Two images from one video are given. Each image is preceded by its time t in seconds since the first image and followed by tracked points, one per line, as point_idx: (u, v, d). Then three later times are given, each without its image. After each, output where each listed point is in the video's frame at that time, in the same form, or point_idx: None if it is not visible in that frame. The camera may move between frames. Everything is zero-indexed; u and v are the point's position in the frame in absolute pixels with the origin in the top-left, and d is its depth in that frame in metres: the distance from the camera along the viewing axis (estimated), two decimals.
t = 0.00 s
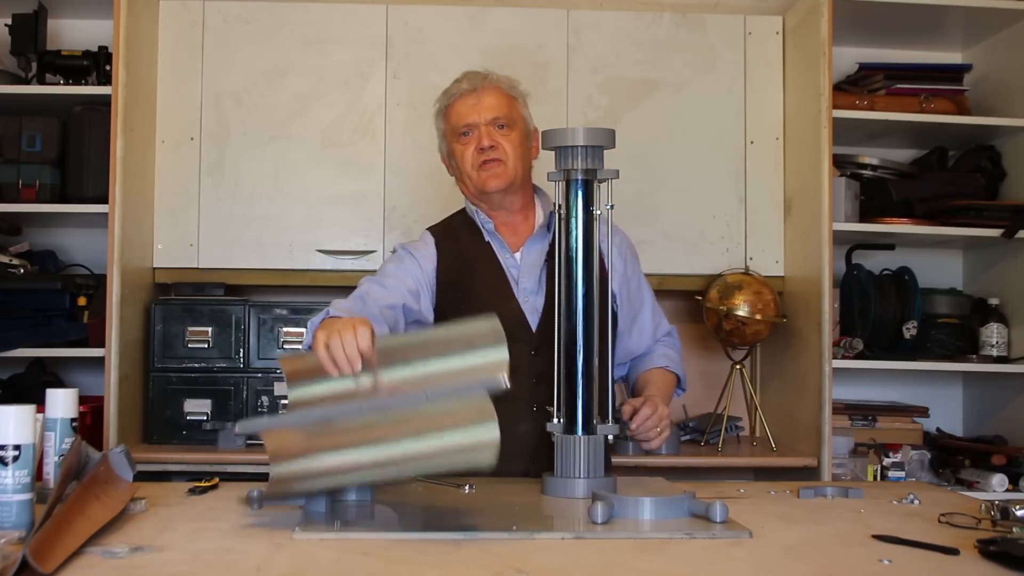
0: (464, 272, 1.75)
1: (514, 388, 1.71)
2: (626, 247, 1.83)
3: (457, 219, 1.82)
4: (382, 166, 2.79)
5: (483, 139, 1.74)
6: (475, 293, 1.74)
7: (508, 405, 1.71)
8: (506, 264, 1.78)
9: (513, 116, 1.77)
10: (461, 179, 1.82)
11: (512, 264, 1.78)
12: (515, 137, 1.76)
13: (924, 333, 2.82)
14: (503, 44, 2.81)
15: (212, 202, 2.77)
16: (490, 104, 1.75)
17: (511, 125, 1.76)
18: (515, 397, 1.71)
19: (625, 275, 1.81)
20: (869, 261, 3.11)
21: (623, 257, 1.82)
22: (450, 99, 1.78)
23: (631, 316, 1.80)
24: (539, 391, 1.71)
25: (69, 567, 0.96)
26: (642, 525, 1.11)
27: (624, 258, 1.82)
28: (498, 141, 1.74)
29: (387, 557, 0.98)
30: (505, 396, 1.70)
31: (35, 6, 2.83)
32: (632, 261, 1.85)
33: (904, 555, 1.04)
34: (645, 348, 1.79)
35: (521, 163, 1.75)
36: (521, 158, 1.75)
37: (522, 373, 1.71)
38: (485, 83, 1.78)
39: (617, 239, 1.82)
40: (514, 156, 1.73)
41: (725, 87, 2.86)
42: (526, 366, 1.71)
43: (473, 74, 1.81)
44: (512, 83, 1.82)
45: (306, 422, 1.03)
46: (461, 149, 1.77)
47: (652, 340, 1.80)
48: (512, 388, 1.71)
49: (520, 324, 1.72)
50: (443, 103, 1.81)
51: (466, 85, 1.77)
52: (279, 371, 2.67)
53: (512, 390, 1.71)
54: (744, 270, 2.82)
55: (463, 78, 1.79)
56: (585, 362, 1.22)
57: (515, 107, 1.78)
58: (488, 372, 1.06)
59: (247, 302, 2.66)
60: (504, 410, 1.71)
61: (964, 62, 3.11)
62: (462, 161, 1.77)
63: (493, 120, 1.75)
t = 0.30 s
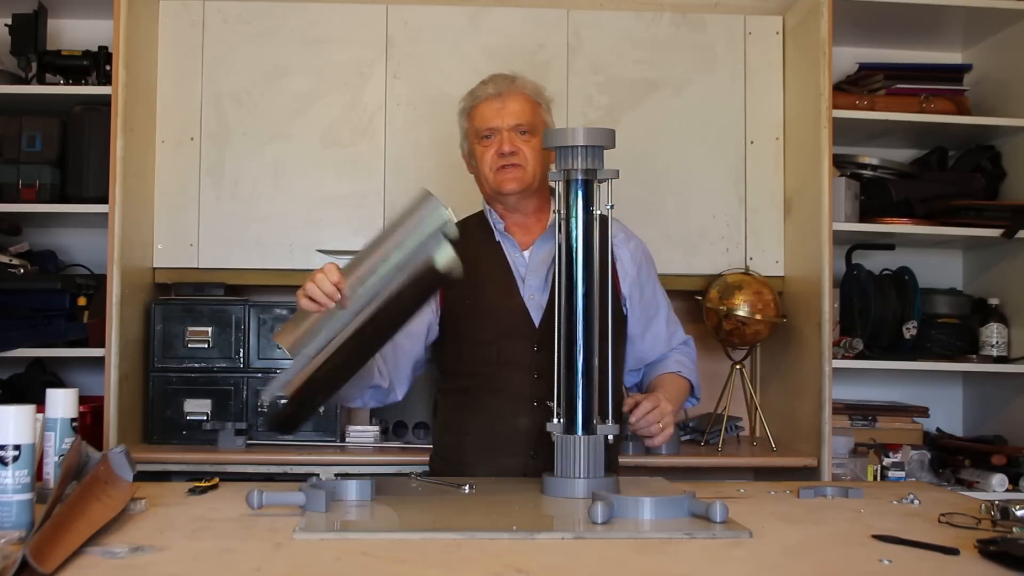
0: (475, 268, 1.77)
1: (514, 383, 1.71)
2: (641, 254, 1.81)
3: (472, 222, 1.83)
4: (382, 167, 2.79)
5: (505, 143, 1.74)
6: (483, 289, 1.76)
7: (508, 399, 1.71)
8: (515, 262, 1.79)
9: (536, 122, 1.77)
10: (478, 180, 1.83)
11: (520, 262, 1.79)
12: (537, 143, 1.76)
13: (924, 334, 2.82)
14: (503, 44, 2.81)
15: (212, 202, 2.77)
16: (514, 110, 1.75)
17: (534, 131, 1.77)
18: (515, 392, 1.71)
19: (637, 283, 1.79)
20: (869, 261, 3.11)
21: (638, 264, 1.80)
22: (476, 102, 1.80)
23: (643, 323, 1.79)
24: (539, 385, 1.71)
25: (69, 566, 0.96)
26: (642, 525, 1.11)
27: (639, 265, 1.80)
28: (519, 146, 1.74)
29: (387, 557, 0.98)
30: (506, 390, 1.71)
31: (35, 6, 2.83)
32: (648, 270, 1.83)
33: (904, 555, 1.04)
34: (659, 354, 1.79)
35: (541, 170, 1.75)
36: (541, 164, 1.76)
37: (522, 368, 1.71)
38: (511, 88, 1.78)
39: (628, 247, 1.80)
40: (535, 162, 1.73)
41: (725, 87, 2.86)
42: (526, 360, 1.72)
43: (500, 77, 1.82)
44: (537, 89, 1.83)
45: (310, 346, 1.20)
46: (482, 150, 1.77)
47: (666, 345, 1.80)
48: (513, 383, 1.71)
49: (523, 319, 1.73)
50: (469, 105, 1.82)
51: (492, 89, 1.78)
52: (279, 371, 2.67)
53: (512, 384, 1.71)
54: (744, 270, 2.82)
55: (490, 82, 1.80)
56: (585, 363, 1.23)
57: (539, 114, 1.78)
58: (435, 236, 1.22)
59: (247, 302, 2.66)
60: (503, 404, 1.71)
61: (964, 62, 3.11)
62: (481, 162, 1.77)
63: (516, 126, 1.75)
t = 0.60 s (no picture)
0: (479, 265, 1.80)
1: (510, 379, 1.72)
2: (650, 257, 1.80)
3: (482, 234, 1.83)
4: (382, 166, 2.79)
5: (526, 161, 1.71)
6: (483, 285, 1.78)
7: (503, 394, 1.72)
8: (516, 262, 1.80)
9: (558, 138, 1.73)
10: (494, 185, 1.81)
11: (521, 261, 1.81)
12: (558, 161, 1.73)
13: (924, 333, 2.82)
14: (503, 44, 2.81)
15: (212, 202, 2.77)
16: (538, 126, 1.71)
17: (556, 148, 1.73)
18: (509, 387, 1.72)
19: (644, 285, 1.78)
20: (869, 261, 3.11)
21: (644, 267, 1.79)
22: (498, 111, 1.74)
23: (651, 328, 1.77)
24: (531, 379, 1.71)
25: (69, 567, 0.96)
26: (642, 525, 1.11)
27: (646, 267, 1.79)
28: (540, 165, 1.71)
29: (387, 556, 0.98)
30: (501, 384, 1.72)
31: (35, 6, 2.83)
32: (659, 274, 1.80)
33: (904, 555, 1.04)
34: (668, 360, 1.74)
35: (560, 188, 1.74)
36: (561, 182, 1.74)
37: (516, 364, 1.72)
38: (535, 103, 1.73)
39: (636, 249, 1.79)
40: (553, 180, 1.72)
41: (725, 86, 2.86)
42: (521, 355, 1.72)
43: (523, 83, 1.76)
44: (558, 97, 1.78)
45: (358, 345, 1.42)
46: (504, 164, 1.75)
47: (677, 351, 1.75)
48: (508, 378, 1.72)
49: (519, 315, 1.74)
50: (490, 111, 1.77)
51: (517, 101, 1.73)
52: (279, 371, 2.67)
53: (505, 377, 1.72)
54: (744, 270, 2.82)
55: (513, 92, 1.75)
56: (586, 364, 1.23)
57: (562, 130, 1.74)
58: (432, 217, 1.42)
59: (247, 302, 2.66)
60: (500, 399, 1.72)
61: (963, 62, 3.11)
62: (502, 176, 1.75)
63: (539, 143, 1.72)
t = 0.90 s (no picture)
0: (483, 265, 1.81)
1: (510, 378, 1.72)
2: (655, 259, 1.78)
3: (488, 237, 1.85)
4: (382, 166, 2.79)
5: (534, 168, 1.71)
6: (486, 286, 1.79)
7: (503, 393, 1.72)
8: (519, 263, 1.81)
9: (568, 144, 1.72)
10: (501, 188, 1.81)
11: (524, 262, 1.81)
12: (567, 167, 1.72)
13: (924, 333, 2.82)
14: (503, 44, 2.81)
15: (212, 202, 2.77)
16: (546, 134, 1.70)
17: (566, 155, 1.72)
18: (508, 386, 1.72)
19: (646, 287, 1.76)
20: (869, 261, 3.11)
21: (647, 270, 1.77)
22: (506, 117, 1.73)
23: (654, 328, 1.75)
24: (532, 378, 1.71)
25: (69, 567, 0.96)
26: (642, 525, 1.11)
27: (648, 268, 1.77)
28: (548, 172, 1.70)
29: (386, 555, 0.98)
30: (500, 383, 1.72)
31: (35, 6, 2.83)
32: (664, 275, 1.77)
33: (904, 555, 1.04)
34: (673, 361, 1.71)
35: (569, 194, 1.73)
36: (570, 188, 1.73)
37: (517, 362, 1.72)
38: (543, 109, 1.72)
39: (640, 250, 1.78)
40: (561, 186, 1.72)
41: (725, 86, 2.85)
42: (521, 354, 1.72)
43: (533, 89, 1.74)
44: (566, 104, 1.75)
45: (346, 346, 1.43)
46: (512, 170, 1.74)
47: (685, 352, 1.71)
48: (508, 377, 1.72)
49: (520, 315, 1.74)
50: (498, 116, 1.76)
51: (526, 108, 1.72)
52: (279, 371, 2.67)
53: (505, 377, 1.73)
54: (744, 270, 2.82)
55: (522, 98, 1.73)
56: (586, 364, 1.23)
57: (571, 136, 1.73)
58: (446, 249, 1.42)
59: (247, 302, 2.66)
60: (499, 398, 1.72)
61: (964, 62, 3.11)
62: (510, 181, 1.75)
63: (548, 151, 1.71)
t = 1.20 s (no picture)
0: (486, 264, 1.82)
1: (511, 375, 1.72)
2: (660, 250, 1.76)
3: (491, 238, 1.86)
4: (382, 166, 2.79)
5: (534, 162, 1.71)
6: (490, 284, 1.80)
7: (504, 390, 1.72)
8: (521, 261, 1.81)
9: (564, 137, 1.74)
10: (505, 193, 1.81)
11: (526, 259, 1.81)
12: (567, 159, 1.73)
13: (924, 333, 2.82)
14: (503, 44, 2.81)
15: (212, 202, 2.77)
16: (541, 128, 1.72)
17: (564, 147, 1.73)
18: (510, 383, 1.72)
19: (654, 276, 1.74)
20: (869, 261, 3.11)
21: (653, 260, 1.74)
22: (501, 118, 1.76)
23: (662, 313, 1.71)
24: (533, 375, 1.71)
25: (69, 567, 0.96)
26: (642, 525, 1.11)
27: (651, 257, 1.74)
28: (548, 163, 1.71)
29: (386, 556, 0.98)
30: (501, 380, 1.72)
31: (35, 6, 2.83)
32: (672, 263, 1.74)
33: (904, 555, 1.04)
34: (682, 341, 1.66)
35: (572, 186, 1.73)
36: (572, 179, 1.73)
37: (519, 360, 1.72)
38: (537, 104, 1.75)
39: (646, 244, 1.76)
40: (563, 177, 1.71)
41: (725, 86, 2.85)
42: (522, 351, 1.72)
43: (523, 89, 1.78)
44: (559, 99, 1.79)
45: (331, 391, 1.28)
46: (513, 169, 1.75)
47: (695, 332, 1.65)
48: (509, 375, 1.72)
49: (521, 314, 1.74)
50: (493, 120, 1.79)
51: (519, 105, 1.75)
52: (279, 371, 2.67)
53: (507, 374, 1.73)
54: (744, 270, 2.82)
55: (514, 96, 1.77)
56: (585, 364, 1.23)
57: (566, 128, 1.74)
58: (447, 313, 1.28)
59: (247, 302, 2.66)
60: (500, 395, 1.72)
61: (964, 62, 3.11)
62: (512, 180, 1.76)
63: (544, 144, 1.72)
